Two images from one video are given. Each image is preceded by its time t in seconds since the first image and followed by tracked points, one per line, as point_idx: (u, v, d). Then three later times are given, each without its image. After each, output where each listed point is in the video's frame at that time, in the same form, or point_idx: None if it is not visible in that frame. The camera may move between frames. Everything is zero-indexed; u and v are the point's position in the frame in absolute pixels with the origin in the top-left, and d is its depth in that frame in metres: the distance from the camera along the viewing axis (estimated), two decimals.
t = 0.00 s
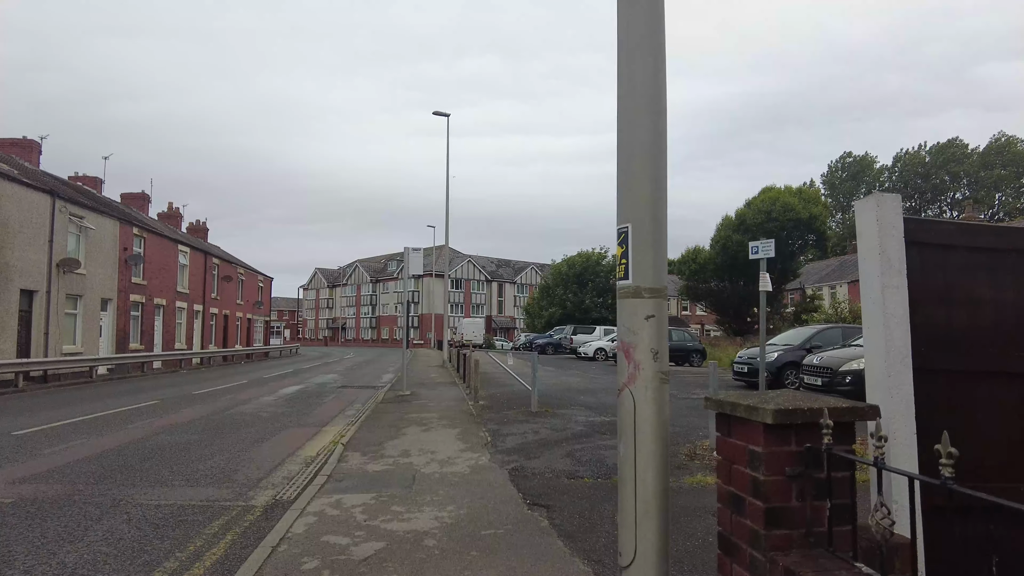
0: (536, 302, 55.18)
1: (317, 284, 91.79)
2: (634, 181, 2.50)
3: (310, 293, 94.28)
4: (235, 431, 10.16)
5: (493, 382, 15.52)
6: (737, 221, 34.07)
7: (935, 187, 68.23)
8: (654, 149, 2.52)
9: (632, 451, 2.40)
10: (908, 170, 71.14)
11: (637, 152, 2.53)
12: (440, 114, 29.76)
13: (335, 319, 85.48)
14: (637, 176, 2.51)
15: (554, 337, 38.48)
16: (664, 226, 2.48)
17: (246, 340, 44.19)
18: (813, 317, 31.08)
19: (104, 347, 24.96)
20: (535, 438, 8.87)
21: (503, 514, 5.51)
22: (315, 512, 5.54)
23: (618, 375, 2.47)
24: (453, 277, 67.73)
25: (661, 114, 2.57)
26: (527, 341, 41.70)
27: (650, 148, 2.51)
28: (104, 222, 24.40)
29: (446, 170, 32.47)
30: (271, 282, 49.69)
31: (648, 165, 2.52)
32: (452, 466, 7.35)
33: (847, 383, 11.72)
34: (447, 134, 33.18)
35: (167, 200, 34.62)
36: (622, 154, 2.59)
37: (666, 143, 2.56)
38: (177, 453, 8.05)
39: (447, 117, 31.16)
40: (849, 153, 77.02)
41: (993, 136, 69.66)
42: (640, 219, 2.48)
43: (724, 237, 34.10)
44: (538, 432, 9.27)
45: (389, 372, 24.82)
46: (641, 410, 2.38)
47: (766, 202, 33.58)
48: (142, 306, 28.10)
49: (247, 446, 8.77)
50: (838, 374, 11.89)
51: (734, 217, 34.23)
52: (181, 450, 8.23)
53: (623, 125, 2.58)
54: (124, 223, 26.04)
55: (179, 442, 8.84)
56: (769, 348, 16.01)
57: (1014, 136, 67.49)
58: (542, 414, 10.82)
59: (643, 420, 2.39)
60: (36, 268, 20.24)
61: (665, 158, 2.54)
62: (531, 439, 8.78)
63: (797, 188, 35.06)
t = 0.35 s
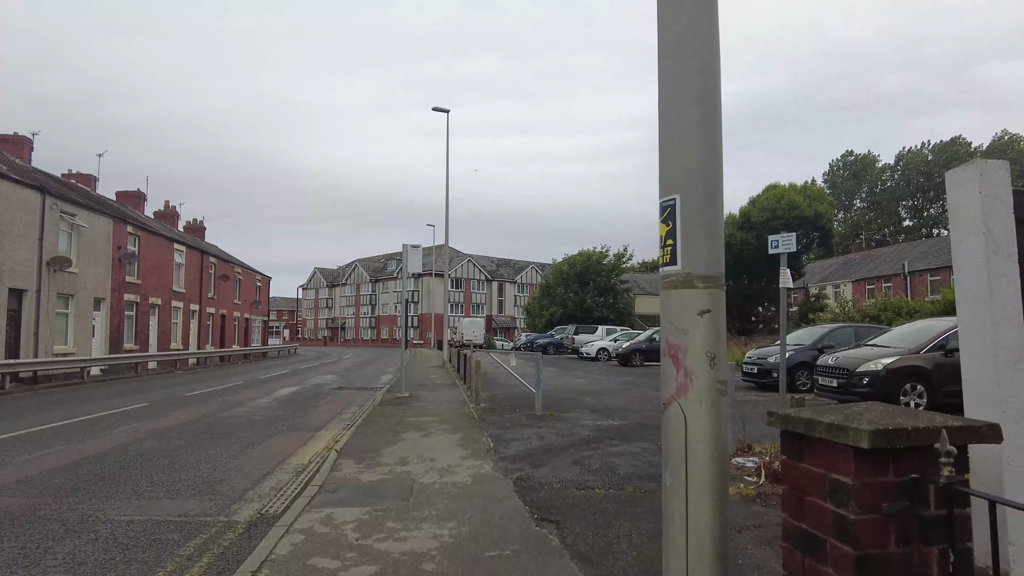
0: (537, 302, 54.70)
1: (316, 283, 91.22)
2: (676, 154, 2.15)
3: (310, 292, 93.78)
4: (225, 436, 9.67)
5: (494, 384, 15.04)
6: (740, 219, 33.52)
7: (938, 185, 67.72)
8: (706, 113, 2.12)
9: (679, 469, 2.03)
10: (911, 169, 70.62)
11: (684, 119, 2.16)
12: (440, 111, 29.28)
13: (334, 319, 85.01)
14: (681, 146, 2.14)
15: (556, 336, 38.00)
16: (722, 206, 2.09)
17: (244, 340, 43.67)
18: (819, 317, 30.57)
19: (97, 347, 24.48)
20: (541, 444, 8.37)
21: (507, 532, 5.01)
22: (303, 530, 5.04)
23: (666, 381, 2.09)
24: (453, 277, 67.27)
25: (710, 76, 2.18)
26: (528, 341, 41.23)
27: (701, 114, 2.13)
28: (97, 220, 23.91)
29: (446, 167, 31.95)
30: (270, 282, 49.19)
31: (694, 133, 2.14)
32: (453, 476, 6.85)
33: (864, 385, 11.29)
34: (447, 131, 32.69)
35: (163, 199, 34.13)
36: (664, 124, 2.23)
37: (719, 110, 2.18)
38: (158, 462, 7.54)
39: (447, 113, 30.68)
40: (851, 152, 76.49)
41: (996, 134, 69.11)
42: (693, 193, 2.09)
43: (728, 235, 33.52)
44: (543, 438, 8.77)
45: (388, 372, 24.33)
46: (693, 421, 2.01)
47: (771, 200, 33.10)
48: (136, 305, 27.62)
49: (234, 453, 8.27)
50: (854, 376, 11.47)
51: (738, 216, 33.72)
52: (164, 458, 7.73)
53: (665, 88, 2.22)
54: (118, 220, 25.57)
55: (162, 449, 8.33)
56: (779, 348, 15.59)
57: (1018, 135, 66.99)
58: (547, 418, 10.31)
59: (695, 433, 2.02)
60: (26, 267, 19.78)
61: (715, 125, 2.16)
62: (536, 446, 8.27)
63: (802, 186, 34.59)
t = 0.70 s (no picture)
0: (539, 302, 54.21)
1: (316, 283, 90.58)
2: (761, 117, 2.02)
3: (309, 292, 93.26)
4: (213, 441, 9.18)
5: (497, 386, 14.56)
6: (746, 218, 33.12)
7: (942, 184, 67.12)
8: (800, 75, 2.00)
9: (774, 506, 1.91)
10: (915, 168, 70.09)
11: (769, 71, 2.04)
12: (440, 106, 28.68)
13: (334, 319, 84.51)
14: (769, 101, 2.02)
15: (558, 336, 37.50)
16: (816, 167, 2.00)
17: (241, 340, 43.11)
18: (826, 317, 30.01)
19: (91, 348, 24.00)
20: (548, 452, 7.86)
21: (517, 556, 4.52)
22: (287, 555, 4.51)
23: (749, 406, 1.97)
24: (454, 277, 66.79)
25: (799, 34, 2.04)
26: (530, 342, 40.71)
27: (792, 76, 2.00)
28: (91, 218, 23.41)
29: (446, 164, 31.39)
30: (268, 281, 48.61)
31: (784, 98, 2.01)
32: (454, 489, 6.35)
33: (884, 389, 10.71)
34: (447, 127, 32.11)
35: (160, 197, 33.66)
36: (742, 84, 2.11)
37: (812, 61, 2.06)
38: (139, 471, 7.05)
39: (448, 110, 30.21)
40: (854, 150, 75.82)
41: (1002, 133, 68.43)
42: (782, 158, 1.98)
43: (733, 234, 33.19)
44: (549, 445, 8.27)
45: (388, 374, 23.83)
46: (784, 451, 1.89)
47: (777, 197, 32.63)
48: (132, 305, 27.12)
49: (221, 462, 7.77)
50: (873, 379, 10.90)
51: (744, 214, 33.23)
52: (145, 468, 7.23)
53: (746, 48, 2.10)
54: (113, 219, 25.07)
55: (145, 457, 7.84)
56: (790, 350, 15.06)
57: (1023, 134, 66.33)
58: (553, 423, 9.80)
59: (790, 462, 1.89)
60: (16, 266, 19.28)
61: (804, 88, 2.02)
62: (543, 454, 7.75)
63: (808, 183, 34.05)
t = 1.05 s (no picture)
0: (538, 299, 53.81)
1: (313, 281, 89.89)
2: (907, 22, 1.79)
3: (307, 289, 92.73)
4: (198, 443, 8.71)
5: (497, 384, 14.11)
6: (748, 213, 32.68)
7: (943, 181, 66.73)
8: None
9: (928, 526, 1.69)
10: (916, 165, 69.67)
11: None
12: (437, 99, 28.19)
13: (332, 317, 83.99)
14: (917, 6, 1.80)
15: (557, 334, 37.05)
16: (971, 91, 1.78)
17: (237, 338, 42.60)
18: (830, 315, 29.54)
19: (81, 345, 23.51)
20: (551, 455, 7.40)
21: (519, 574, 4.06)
22: (263, 572, 4.05)
23: (883, 412, 1.75)
24: (453, 274, 66.34)
25: None
26: (529, 339, 40.26)
27: None
28: (80, 212, 22.91)
29: (444, 159, 30.85)
30: (264, 278, 48.07)
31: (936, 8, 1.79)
32: (449, 497, 5.87)
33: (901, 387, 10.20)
34: (445, 122, 31.61)
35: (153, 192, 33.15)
36: None
37: None
38: (112, 476, 6.54)
39: (446, 103, 29.71)
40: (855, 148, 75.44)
41: (1004, 129, 67.99)
42: (923, 64, 1.76)
43: (735, 229, 32.74)
44: (552, 447, 7.79)
45: (384, 372, 23.36)
46: (935, 465, 1.68)
47: (780, 192, 32.20)
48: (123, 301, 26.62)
49: (199, 467, 7.25)
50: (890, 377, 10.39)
51: (746, 209, 32.78)
52: (117, 472, 6.72)
53: None
54: (104, 213, 24.57)
55: (119, 460, 7.33)
56: (799, 347, 14.56)
57: None
58: (555, 423, 9.32)
59: (942, 471, 1.68)
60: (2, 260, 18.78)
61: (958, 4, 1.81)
62: (545, 457, 7.27)
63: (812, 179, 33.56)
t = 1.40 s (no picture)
0: (536, 298, 53.33)
1: (310, 280, 89.28)
2: None
3: (304, 289, 92.08)
4: (177, 452, 8.18)
5: (495, 386, 13.60)
6: (750, 211, 32.20)
7: (943, 179, 66.32)
8: None
9: None
10: (916, 163, 69.24)
11: None
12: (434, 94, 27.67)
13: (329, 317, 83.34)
14: None
15: (557, 334, 36.53)
16: None
17: (232, 338, 42.01)
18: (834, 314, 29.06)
19: (69, 346, 22.95)
20: (554, 466, 6.89)
21: None
22: None
23: None
24: (450, 273, 65.81)
25: None
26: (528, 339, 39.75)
27: None
28: (67, 209, 22.37)
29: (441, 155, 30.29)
30: (259, 277, 47.49)
31: None
32: (443, 516, 5.36)
33: (920, 391, 9.71)
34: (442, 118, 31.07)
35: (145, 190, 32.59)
36: None
37: None
38: (76, 491, 5.99)
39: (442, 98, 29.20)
40: (855, 145, 74.94)
41: (1004, 128, 67.58)
42: None
43: (738, 227, 32.27)
44: (555, 457, 7.27)
45: (380, 374, 22.82)
46: None
47: (782, 189, 31.71)
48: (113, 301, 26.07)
49: (174, 479, 6.71)
50: (907, 380, 9.89)
51: (748, 207, 32.33)
52: (84, 486, 6.18)
53: None
54: (93, 211, 24.03)
55: (87, 472, 6.78)
56: (808, 348, 14.09)
57: None
58: (557, 429, 8.82)
59: None
60: None
61: None
62: (548, 468, 6.77)
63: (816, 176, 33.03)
